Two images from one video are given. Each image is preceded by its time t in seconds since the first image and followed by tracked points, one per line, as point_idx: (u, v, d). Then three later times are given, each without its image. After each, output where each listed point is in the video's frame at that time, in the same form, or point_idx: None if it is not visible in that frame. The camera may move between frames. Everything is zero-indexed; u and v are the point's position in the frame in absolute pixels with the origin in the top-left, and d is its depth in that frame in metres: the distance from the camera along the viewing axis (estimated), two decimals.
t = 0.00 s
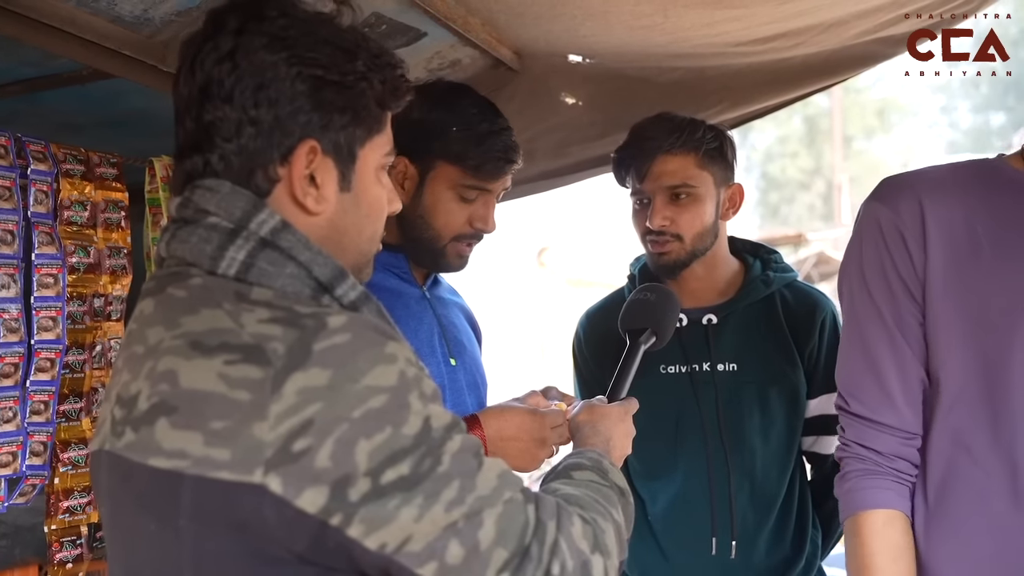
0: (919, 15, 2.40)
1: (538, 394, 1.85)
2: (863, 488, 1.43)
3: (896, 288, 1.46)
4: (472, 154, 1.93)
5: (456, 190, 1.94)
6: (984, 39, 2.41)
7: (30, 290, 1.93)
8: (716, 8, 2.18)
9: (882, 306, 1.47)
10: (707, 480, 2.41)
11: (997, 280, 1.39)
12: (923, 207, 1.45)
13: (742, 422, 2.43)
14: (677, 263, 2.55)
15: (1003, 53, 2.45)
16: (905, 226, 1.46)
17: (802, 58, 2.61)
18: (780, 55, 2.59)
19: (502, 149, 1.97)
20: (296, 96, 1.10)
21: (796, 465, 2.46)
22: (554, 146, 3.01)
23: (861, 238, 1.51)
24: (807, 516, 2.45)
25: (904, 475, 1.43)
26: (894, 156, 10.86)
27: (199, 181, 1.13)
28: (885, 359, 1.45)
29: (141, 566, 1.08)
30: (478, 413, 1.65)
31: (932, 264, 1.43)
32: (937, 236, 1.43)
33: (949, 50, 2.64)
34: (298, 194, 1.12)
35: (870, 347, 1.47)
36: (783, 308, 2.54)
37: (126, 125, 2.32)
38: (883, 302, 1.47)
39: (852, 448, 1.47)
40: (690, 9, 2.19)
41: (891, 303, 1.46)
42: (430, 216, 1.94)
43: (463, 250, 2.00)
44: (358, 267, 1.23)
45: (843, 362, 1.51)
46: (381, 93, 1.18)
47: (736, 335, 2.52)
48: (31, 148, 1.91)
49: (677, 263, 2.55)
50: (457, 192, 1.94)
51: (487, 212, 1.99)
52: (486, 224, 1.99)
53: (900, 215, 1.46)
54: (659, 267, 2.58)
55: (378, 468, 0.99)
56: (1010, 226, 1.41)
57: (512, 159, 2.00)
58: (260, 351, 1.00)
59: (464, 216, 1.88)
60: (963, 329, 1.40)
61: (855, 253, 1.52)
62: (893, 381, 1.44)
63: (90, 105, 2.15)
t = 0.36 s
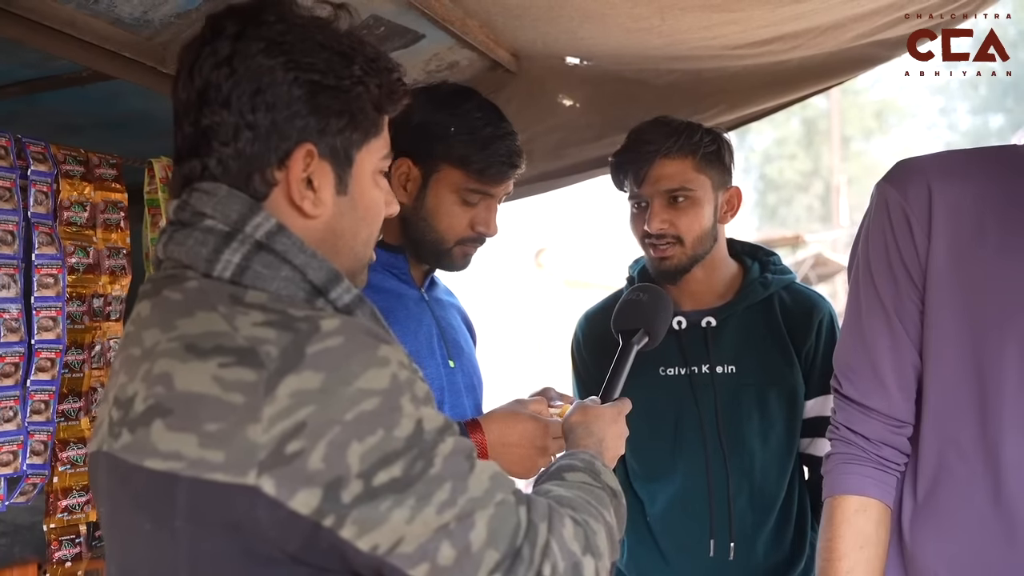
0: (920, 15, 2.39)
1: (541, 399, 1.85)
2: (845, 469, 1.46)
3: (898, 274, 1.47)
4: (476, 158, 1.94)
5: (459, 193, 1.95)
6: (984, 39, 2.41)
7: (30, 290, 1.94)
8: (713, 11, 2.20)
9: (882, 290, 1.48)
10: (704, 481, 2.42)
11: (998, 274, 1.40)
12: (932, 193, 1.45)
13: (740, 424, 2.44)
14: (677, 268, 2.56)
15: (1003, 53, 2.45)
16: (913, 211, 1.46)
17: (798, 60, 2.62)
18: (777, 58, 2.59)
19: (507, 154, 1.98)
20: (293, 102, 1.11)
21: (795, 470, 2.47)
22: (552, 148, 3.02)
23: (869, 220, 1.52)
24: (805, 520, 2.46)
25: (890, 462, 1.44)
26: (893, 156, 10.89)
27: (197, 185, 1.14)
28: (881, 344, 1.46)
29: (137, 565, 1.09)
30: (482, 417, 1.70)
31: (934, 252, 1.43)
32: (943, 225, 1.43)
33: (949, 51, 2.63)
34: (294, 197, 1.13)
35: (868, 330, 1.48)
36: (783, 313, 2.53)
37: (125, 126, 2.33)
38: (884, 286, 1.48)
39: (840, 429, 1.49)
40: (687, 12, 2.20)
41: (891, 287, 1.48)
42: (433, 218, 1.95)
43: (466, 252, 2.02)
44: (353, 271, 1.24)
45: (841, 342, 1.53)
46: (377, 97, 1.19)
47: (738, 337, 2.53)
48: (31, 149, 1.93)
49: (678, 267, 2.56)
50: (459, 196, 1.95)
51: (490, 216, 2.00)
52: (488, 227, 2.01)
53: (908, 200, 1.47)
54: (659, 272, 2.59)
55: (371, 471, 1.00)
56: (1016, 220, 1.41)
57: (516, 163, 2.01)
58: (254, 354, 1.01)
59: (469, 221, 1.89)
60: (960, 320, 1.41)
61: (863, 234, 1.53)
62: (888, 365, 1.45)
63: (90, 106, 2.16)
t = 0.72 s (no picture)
0: (921, 15, 2.37)
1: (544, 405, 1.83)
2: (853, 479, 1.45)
3: (900, 277, 1.47)
4: (474, 162, 1.94)
5: (457, 198, 1.96)
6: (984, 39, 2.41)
7: (33, 292, 1.95)
8: (713, 14, 2.20)
9: (884, 295, 1.48)
10: (708, 481, 2.42)
11: (999, 273, 1.40)
12: (930, 194, 1.45)
13: (745, 425, 2.43)
14: (681, 261, 2.56)
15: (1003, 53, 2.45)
16: (912, 214, 1.47)
17: (799, 63, 2.62)
18: (778, 61, 2.60)
19: (505, 157, 1.99)
20: (283, 103, 1.12)
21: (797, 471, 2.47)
22: (553, 150, 3.02)
23: (868, 224, 1.52)
24: (808, 520, 2.46)
25: (900, 470, 1.43)
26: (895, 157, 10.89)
27: (193, 189, 1.15)
28: (885, 349, 1.46)
29: (136, 566, 1.10)
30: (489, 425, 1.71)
31: (936, 253, 1.43)
32: (944, 226, 1.44)
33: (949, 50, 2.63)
34: (286, 199, 1.13)
35: (871, 336, 1.48)
36: (784, 316, 2.54)
37: (127, 129, 2.34)
38: (885, 290, 1.48)
39: (847, 438, 1.48)
40: (687, 15, 2.20)
41: (894, 291, 1.47)
42: (431, 223, 1.96)
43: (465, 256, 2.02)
44: (350, 271, 1.24)
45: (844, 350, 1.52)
46: (369, 98, 1.19)
47: (739, 338, 2.53)
48: (34, 152, 1.94)
49: (681, 260, 2.55)
50: (458, 201, 1.96)
51: (488, 219, 2.00)
52: (487, 231, 2.01)
53: (908, 202, 1.47)
54: (662, 264, 2.58)
55: (368, 469, 1.01)
56: (1015, 220, 1.41)
57: (514, 167, 2.01)
58: (251, 355, 1.02)
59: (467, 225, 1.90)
60: (962, 322, 1.41)
61: (863, 239, 1.53)
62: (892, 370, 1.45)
63: (91, 109, 2.17)
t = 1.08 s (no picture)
0: (918, 15, 2.31)
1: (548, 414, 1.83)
2: (853, 491, 1.45)
3: (903, 286, 1.47)
4: (472, 173, 1.94)
5: (456, 209, 1.96)
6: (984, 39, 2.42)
7: (36, 299, 1.96)
8: (716, 20, 2.20)
9: (887, 305, 1.48)
10: (711, 488, 2.41)
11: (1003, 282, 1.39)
12: (930, 202, 1.45)
13: (746, 431, 2.42)
14: (698, 267, 2.53)
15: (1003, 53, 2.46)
16: (914, 222, 1.47)
17: (802, 69, 2.62)
18: (781, 67, 2.60)
19: (503, 168, 1.98)
20: (278, 108, 1.12)
21: (799, 476, 2.46)
22: (556, 156, 3.02)
23: (870, 234, 1.53)
24: (811, 526, 2.45)
25: (904, 481, 1.43)
26: (898, 162, 10.87)
27: (191, 195, 1.15)
28: (888, 358, 1.46)
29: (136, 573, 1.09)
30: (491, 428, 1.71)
31: (937, 261, 1.43)
32: (945, 234, 1.43)
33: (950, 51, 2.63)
34: (282, 204, 1.14)
35: (875, 345, 1.48)
36: (784, 320, 2.54)
37: (130, 136, 2.35)
38: (887, 299, 1.48)
39: (851, 450, 1.48)
40: (690, 21, 2.20)
41: (897, 301, 1.47)
42: (430, 233, 1.96)
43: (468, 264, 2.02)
44: (347, 276, 1.24)
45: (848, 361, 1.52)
46: (364, 104, 1.20)
47: (740, 344, 2.52)
48: (37, 159, 1.94)
49: (699, 265, 2.53)
50: (457, 211, 1.96)
51: (487, 230, 2.00)
52: (487, 241, 2.00)
53: (909, 211, 1.47)
54: (677, 268, 2.53)
55: (368, 474, 1.00)
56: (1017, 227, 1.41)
57: (513, 177, 2.01)
58: (249, 361, 1.01)
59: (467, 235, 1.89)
60: (965, 331, 1.40)
61: (865, 250, 1.53)
62: (896, 380, 1.44)
63: (94, 116, 2.17)
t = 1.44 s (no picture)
0: (921, 15, 2.26)
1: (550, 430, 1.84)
2: (853, 499, 1.43)
3: (897, 303, 1.46)
4: (471, 185, 1.95)
5: (455, 220, 1.96)
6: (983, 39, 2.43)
7: (39, 309, 1.96)
8: (717, 31, 2.21)
9: (880, 321, 1.47)
10: (711, 500, 2.41)
11: (995, 293, 1.39)
12: (924, 220, 1.45)
13: (746, 442, 2.42)
14: (700, 284, 2.53)
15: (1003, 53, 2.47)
16: (906, 237, 1.46)
17: (804, 79, 2.63)
18: (783, 77, 2.60)
19: (500, 180, 1.99)
20: (279, 121, 1.13)
21: (800, 487, 2.46)
22: (558, 166, 3.02)
23: (861, 250, 1.52)
24: (811, 537, 2.44)
25: (900, 495, 1.42)
26: (901, 171, 10.87)
27: (193, 208, 1.15)
28: (881, 376, 1.45)
29: None
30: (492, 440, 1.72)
31: (932, 279, 1.43)
32: (940, 251, 1.43)
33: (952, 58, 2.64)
34: (284, 216, 1.14)
35: (867, 362, 1.46)
36: (784, 331, 2.54)
37: (134, 146, 2.36)
38: (881, 316, 1.47)
39: (844, 464, 1.47)
40: (692, 32, 2.21)
41: (890, 318, 1.46)
42: (430, 244, 1.96)
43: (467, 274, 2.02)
44: (349, 288, 1.25)
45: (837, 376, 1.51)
46: (367, 115, 1.20)
47: (740, 355, 2.53)
48: (41, 170, 1.95)
49: (700, 282, 2.52)
50: (457, 223, 1.96)
51: (487, 240, 2.00)
52: (486, 252, 2.00)
53: (902, 227, 1.47)
54: (678, 286, 2.54)
55: (366, 490, 1.01)
56: (1011, 244, 1.41)
57: (511, 188, 2.01)
58: (249, 375, 1.02)
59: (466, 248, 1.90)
60: (962, 348, 1.40)
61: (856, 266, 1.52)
62: (889, 397, 1.43)
63: (97, 126, 2.18)
